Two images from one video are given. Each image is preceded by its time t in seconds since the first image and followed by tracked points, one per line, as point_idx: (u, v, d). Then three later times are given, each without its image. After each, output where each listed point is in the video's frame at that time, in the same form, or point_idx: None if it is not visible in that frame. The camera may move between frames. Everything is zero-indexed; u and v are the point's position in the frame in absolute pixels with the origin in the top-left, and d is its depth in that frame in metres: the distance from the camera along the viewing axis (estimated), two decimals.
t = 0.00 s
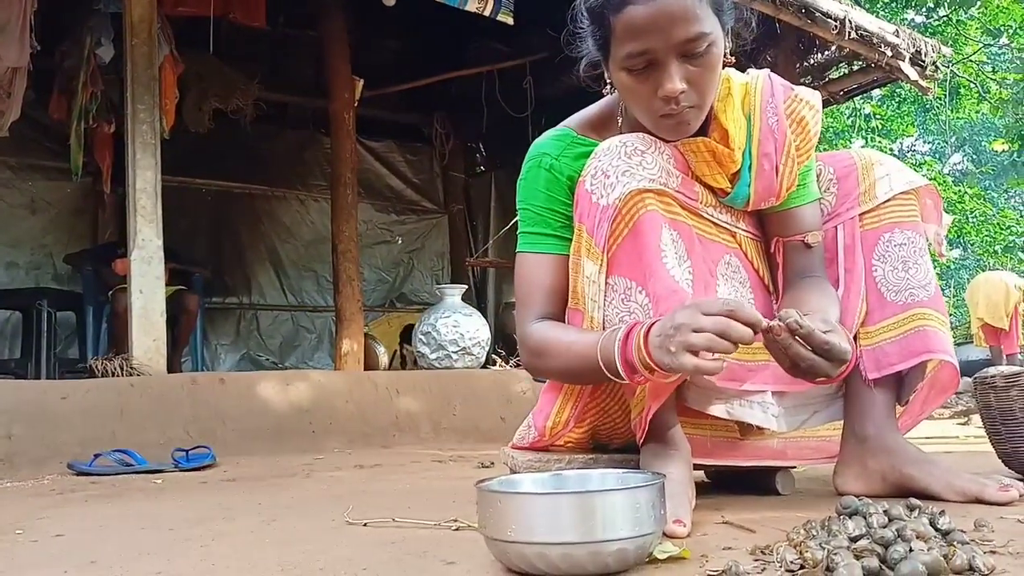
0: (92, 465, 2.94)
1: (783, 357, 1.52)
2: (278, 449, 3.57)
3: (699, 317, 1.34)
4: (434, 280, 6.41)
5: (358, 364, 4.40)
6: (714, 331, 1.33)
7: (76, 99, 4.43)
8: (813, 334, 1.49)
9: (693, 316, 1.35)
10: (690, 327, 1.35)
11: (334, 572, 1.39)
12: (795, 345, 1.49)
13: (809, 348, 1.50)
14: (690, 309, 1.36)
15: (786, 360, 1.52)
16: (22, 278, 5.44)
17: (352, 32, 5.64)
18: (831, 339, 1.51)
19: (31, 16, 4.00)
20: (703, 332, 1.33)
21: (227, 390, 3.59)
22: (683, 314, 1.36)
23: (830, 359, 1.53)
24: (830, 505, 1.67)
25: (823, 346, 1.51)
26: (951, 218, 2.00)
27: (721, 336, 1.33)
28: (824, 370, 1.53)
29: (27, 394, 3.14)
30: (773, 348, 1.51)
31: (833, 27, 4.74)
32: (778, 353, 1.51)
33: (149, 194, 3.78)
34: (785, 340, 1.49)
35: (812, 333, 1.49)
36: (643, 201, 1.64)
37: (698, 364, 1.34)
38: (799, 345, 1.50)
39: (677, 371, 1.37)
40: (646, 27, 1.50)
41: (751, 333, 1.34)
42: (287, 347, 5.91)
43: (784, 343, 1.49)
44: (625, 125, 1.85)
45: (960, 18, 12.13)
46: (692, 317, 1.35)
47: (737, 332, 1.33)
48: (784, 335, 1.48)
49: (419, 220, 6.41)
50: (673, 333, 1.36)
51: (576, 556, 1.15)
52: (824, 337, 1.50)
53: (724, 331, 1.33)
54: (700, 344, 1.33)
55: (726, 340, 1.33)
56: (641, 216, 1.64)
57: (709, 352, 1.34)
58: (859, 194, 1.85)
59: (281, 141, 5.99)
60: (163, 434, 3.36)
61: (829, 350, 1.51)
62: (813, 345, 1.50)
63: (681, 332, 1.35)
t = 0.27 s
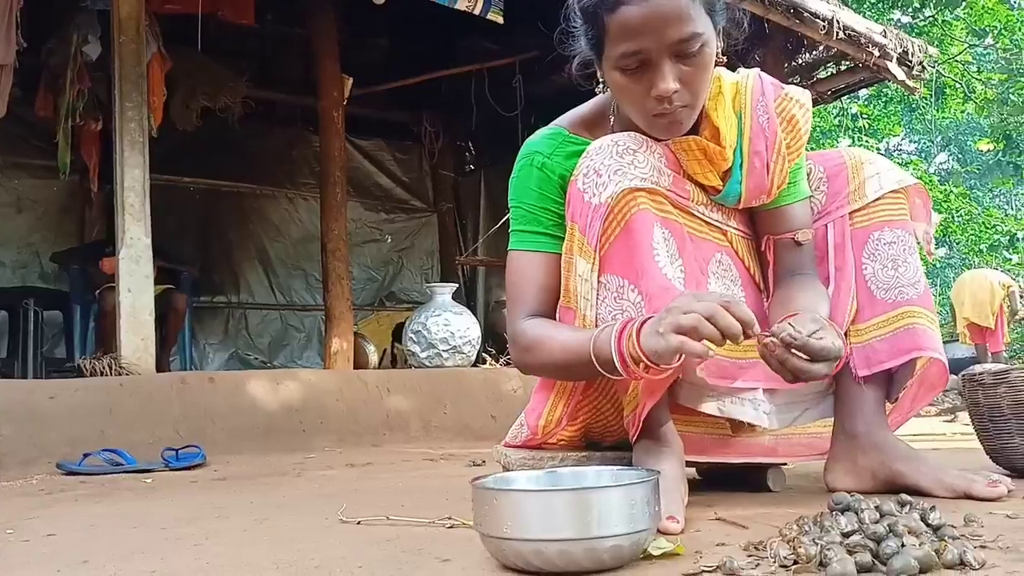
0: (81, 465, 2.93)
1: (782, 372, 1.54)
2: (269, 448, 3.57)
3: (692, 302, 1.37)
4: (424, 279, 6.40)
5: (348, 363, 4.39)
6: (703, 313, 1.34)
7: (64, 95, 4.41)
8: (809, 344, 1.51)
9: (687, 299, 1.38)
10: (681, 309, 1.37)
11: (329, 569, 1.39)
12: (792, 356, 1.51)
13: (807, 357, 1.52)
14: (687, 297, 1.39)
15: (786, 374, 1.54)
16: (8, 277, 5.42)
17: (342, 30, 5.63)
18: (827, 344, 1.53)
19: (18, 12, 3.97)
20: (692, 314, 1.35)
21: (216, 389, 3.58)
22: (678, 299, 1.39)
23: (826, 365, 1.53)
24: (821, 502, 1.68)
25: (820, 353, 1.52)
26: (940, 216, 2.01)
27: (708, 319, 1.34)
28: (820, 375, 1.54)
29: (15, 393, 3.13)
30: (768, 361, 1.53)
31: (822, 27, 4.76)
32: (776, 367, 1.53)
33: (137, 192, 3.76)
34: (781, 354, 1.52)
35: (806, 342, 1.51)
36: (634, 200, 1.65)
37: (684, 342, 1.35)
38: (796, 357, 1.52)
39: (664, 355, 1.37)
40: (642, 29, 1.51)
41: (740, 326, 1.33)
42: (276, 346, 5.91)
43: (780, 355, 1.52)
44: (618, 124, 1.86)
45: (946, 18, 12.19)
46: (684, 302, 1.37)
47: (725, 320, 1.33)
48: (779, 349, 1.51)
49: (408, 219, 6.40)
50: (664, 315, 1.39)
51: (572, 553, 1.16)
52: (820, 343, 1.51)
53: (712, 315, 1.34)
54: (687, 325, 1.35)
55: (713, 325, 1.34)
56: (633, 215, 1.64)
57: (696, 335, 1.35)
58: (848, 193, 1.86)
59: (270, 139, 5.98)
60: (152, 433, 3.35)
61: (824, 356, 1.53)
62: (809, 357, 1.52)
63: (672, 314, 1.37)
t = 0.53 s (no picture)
0: (72, 464, 2.92)
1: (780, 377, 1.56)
2: (261, 447, 3.56)
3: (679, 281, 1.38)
4: (415, 278, 6.40)
5: (339, 362, 4.39)
6: (687, 292, 1.36)
7: (54, 93, 4.38)
8: (804, 348, 1.52)
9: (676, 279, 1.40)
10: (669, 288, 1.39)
11: (326, 567, 1.40)
12: (788, 362, 1.53)
13: (803, 362, 1.53)
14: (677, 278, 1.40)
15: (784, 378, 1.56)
16: None
17: (334, 29, 5.62)
18: (820, 345, 1.54)
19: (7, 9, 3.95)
20: (678, 292, 1.36)
21: (208, 387, 3.57)
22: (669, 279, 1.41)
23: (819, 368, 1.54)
24: (814, 500, 1.69)
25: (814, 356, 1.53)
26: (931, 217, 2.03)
27: (692, 298, 1.35)
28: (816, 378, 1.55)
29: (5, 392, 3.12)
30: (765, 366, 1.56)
31: (813, 28, 4.78)
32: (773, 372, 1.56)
33: (128, 190, 3.75)
34: (779, 360, 1.53)
35: (802, 347, 1.52)
36: (629, 199, 1.65)
37: (671, 320, 1.36)
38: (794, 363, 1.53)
39: (652, 333, 1.39)
40: (638, 28, 1.52)
41: (724, 308, 1.33)
42: (267, 345, 5.90)
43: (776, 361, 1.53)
44: (613, 124, 1.86)
45: (935, 20, 12.24)
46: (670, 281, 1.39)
47: (711, 299, 1.34)
48: (774, 355, 1.53)
49: (400, 218, 6.40)
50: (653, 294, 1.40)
51: (569, 550, 1.16)
52: (814, 346, 1.53)
53: (696, 293, 1.35)
54: (673, 303, 1.36)
55: (697, 306, 1.35)
56: (627, 215, 1.65)
57: (680, 314, 1.36)
58: (840, 193, 1.87)
59: (261, 138, 5.96)
60: (144, 431, 3.34)
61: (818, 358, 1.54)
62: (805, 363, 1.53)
63: (660, 291, 1.39)
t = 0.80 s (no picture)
0: (66, 461, 2.92)
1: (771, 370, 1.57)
2: (256, 444, 3.57)
3: (692, 283, 1.35)
4: (410, 275, 6.40)
5: (334, 359, 4.39)
6: (700, 297, 1.32)
7: (48, 89, 4.37)
8: (796, 338, 1.53)
9: (688, 280, 1.36)
10: (682, 289, 1.36)
11: (323, 563, 1.40)
12: (783, 355, 1.53)
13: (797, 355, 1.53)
14: (690, 278, 1.38)
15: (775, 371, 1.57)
16: None
17: (329, 26, 5.61)
18: (812, 337, 1.54)
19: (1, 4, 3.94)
20: (692, 296, 1.33)
21: (203, 384, 3.57)
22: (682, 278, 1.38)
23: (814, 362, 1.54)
24: (809, 497, 1.70)
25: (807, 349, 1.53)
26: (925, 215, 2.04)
27: (705, 303, 1.32)
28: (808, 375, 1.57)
29: None
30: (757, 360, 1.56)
31: (808, 27, 4.79)
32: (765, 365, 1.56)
33: (122, 187, 3.74)
34: (774, 352, 1.52)
35: (795, 340, 1.53)
36: (627, 196, 1.66)
37: (683, 323, 1.33)
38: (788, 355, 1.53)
39: (662, 330, 1.37)
40: (635, 27, 1.53)
41: (735, 314, 1.30)
42: (261, 342, 5.90)
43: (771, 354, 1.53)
44: (609, 122, 1.87)
45: (928, 19, 12.26)
46: (685, 284, 1.36)
47: (722, 305, 1.31)
48: (770, 346, 1.52)
49: (394, 215, 6.40)
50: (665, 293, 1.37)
51: (566, 546, 1.17)
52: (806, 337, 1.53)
53: (710, 298, 1.32)
54: (686, 306, 1.33)
55: (709, 311, 1.31)
56: (624, 212, 1.65)
57: (693, 318, 1.33)
58: (836, 191, 1.88)
59: (255, 135, 5.95)
60: (139, 428, 3.34)
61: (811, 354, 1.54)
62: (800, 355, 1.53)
63: (672, 293, 1.36)
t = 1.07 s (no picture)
0: (50, 463, 2.90)
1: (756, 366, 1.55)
2: (242, 445, 3.55)
3: (674, 312, 1.34)
4: (398, 276, 6.40)
5: (321, 360, 4.38)
6: (686, 329, 1.32)
7: (32, 87, 4.35)
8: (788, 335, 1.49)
9: (668, 308, 1.35)
10: (665, 320, 1.35)
11: (311, 564, 1.40)
12: (766, 346, 1.50)
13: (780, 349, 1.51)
14: (668, 302, 1.36)
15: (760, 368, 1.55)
16: None
17: (317, 26, 5.60)
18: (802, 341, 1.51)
19: None
20: (677, 329, 1.33)
21: (189, 385, 3.55)
22: (660, 306, 1.36)
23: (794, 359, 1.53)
24: (796, 498, 1.71)
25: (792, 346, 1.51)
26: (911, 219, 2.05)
27: (692, 334, 1.32)
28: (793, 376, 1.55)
29: None
30: (741, 351, 1.55)
31: (795, 30, 4.81)
32: (750, 360, 1.55)
33: (108, 186, 3.72)
34: (761, 337, 1.50)
35: (784, 334, 1.49)
36: (617, 199, 1.66)
37: (674, 353, 1.35)
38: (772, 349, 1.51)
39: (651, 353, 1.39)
40: (626, 29, 1.53)
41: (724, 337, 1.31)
42: (247, 343, 5.88)
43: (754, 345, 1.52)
44: (599, 124, 1.87)
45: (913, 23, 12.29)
46: (667, 311, 1.35)
47: (710, 330, 1.31)
48: (760, 330, 1.50)
49: (382, 216, 6.39)
50: (649, 323, 1.36)
51: (554, 547, 1.17)
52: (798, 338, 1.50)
53: (697, 328, 1.32)
54: (674, 341, 1.33)
55: (698, 337, 1.32)
56: (614, 215, 1.66)
57: (682, 347, 1.34)
58: (823, 195, 1.89)
59: (243, 134, 5.93)
60: (124, 430, 3.32)
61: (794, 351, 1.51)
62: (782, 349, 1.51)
63: (656, 324, 1.35)
